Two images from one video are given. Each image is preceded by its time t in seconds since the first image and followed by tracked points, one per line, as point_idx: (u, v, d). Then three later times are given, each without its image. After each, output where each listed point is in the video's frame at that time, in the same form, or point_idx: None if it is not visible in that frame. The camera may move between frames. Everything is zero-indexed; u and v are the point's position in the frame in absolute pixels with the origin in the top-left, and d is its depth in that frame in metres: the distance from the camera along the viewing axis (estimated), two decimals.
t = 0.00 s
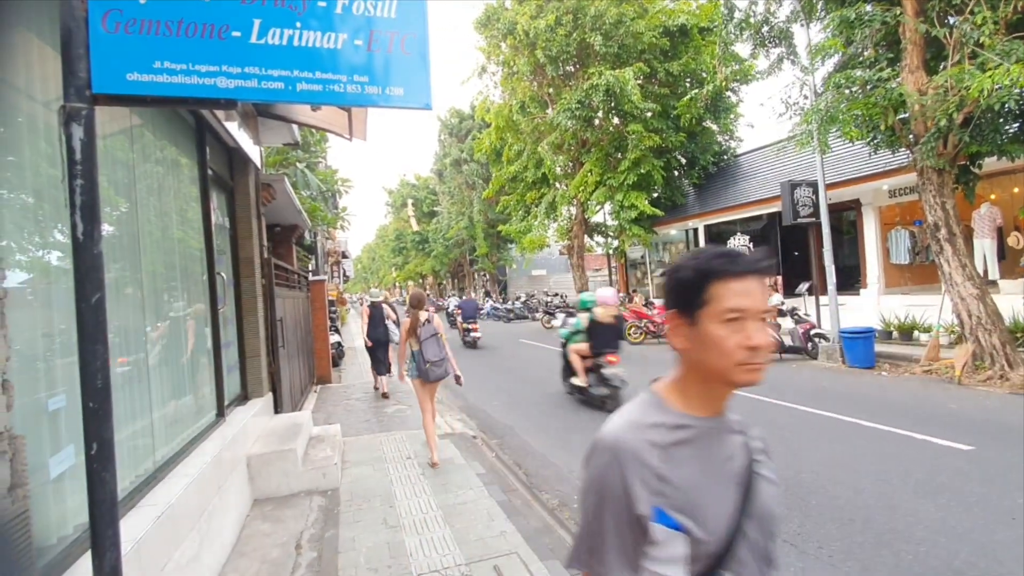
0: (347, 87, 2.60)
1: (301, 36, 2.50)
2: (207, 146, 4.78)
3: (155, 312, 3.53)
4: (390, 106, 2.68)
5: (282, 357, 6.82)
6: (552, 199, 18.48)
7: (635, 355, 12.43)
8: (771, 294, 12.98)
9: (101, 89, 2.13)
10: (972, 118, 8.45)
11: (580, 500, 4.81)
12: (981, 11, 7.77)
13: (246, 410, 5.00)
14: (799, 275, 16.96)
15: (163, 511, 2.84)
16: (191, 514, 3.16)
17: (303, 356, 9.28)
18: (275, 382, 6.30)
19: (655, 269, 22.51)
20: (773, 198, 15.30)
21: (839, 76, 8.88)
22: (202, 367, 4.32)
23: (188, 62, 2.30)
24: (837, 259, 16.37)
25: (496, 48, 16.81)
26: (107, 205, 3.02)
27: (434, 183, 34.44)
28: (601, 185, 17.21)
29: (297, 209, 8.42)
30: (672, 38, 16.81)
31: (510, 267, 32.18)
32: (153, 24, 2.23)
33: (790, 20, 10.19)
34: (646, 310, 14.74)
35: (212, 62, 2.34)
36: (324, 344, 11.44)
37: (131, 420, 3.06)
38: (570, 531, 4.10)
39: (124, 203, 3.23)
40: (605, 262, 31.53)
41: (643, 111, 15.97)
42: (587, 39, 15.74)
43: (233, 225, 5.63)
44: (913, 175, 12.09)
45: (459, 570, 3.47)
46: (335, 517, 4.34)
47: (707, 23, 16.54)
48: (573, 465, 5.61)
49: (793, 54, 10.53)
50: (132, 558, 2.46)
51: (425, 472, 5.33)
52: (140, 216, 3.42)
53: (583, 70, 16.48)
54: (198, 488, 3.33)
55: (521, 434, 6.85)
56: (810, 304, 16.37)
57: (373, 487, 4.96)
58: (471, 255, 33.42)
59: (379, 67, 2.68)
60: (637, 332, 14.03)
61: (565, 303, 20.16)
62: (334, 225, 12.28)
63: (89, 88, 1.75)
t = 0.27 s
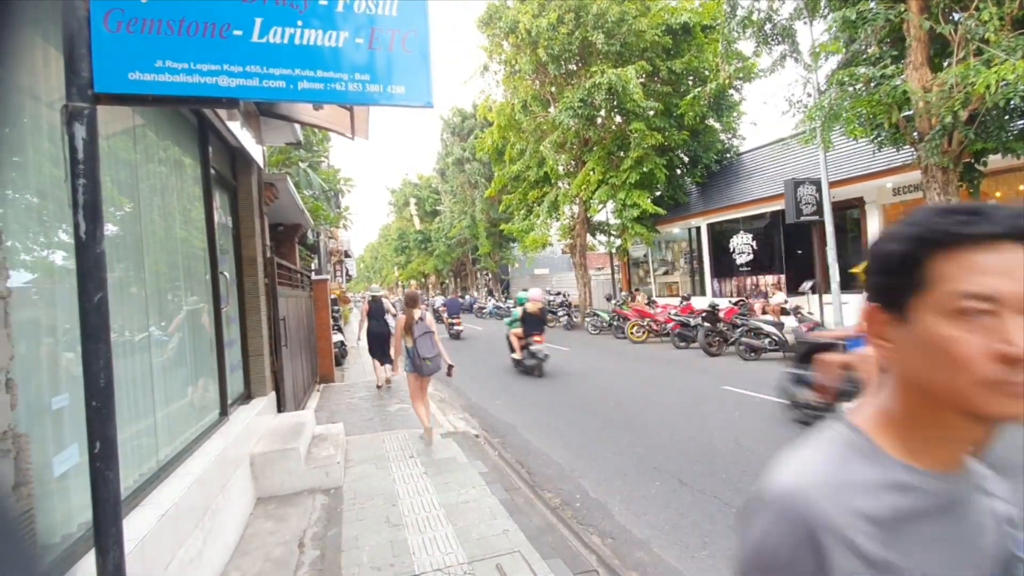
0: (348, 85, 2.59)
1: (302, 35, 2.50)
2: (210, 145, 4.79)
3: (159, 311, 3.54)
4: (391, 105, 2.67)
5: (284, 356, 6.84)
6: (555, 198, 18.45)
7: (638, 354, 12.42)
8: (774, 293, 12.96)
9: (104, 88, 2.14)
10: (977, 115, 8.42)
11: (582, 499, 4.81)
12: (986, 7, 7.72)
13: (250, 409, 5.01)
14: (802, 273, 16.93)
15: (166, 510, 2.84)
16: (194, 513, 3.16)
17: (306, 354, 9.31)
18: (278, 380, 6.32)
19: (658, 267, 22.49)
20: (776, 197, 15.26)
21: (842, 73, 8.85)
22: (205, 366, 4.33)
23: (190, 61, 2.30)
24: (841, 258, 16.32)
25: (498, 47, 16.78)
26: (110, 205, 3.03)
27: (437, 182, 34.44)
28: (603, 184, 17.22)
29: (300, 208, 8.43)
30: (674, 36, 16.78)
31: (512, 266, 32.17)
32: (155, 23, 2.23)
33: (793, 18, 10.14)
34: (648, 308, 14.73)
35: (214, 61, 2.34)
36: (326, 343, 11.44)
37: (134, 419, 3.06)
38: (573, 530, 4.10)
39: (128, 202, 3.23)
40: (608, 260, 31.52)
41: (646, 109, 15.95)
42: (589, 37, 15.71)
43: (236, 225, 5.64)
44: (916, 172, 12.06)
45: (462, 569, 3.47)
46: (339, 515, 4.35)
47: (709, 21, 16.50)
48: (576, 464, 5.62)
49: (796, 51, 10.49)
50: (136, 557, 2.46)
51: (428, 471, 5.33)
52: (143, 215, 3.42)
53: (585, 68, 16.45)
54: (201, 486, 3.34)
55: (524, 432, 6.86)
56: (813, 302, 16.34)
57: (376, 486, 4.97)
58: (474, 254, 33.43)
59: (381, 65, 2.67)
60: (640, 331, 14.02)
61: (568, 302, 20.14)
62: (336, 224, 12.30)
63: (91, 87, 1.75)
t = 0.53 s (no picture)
0: (348, 85, 2.56)
1: (302, 35, 2.49)
2: (210, 145, 4.78)
3: (159, 312, 3.54)
4: (391, 105, 2.64)
5: (285, 356, 6.84)
6: (555, 197, 18.42)
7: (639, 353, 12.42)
8: (774, 291, 12.95)
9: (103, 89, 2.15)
10: (979, 113, 8.41)
11: (583, 498, 4.81)
12: (987, 4, 7.70)
13: (250, 409, 5.01)
14: (803, 272, 16.92)
15: (167, 510, 2.84)
16: (195, 513, 3.17)
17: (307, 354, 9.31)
18: (279, 380, 6.32)
19: (659, 266, 22.48)
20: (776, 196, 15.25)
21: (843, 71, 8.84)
22: (206, 366, 4.33)
23: (190, 61, 2.30)
24: (841, 256, 16.31)
25: (498, 46, 16.76)
26: (110, 205, 3.03)
27: (437, 181, 34.41)
28: (604, 183, 17.21)
29: (300, 208, 8.43)
30: (675, 35, 16.76)
31: (513, 265, 32.15)
32: (154, 23, 2.24)
33: (794, 16, 10.13)
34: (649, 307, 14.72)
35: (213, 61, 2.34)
36: (327, 343, 11.45)
37: (135, 419, 3.07)
38: (574, 529, 4.10)
39: (128, 203, 3.23)
40: (608, 260, 31.51)
41: (646, 108, 15.93)
42: (589, 36, 15.71)
43: (236, 225, 5.64)
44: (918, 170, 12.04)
45: (463, 569, 3.47)
46: (339, 515, 4.35)
47: (710, 20, 16.47)
48: (577, 463, 5.62)
49: (797, 50, 10.48)
50: (137, 557, 2.46)
51: (429, 471, 5.33)
52: (144, 216, 3.42)
53: (585, 67, 16.45)
54: (202, 486, 3.34)
55: (524, 432, 6.85)
56: (814, 301, 16.33)
57: (376, 486, 4.96)
58: (474, 254, 33.42)
59: (381, 65, 2.64)
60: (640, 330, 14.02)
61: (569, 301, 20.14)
62: (337, 224, 12.29)
63: (91, 88, 1.75)
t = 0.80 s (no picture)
0: (349, 85, 2.56)
1: (302, 34, 2.49)
2: (210, 145, 4.78)
3: (160, 311, 3.55)
4: (391, 104, 2.63)
5: (286, 356, 6.83)
6: (555, 197, 18.38)
7: (639, 352, 12.40)
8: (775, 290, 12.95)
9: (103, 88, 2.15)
10: (980, 112, 8.40)
11: (584, 497, 4.82)
12: (988, 3, 7.69)
13: (251, 409, 5.02)
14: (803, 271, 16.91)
15: (168, 509, 2.85)
16: (196, 512, 3.17)
17: (307, 354, 9.31)
18: (279, 380, 6.31)
19: (659, 265, 22.46)
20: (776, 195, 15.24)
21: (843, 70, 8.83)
22: (207, 366, 4.33)
23: (190, 61, 2.30)
24: (842, 255, 16.29)
25: (498, 46, 16.75)
26: (110, 205, 3.03)
27: (437, 181, 34.41)
28: (604, 182, 17.20)
29: (300, 208, 8.42)
30: (675, 34, 16.76)
31: (513, 265, 32.16)
32: (154, 23, 2.25)
33: (794, 15, 10.12)
34: (649, 306, 14.71)
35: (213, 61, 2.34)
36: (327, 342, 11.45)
37: (137, 419, 3.08)
38: (575, 528, 4.10)
39: (129, 203, 3.24)
40: (609, 259, 31.51)
41: (646, 107, 15.93)
42: (588, 35, 15.71)
43: (236, 224, 5.64)
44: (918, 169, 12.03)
45: (464, 568, 3.47)
46: (340, 514, 4.35)
47: (710, 19, 16.46)
48: (577, 462, 5.62)
49: (797, 48, 10.47)
50: (139, 556, 2.47)
51: (429, 470, 5.33)
52: (145, 215, 3.43)
53: (585, 66, 16.45)
54: (203, 486, 3.34)
55: (525, 432, 6.85)
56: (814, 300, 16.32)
57: (377, 485, 4.97)
58: (474, 253, 33.40)
59: (382, 65, 2.64)
60: (641, 329, 14.03)
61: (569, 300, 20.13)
62: (337, 223, 12.28)
63: (91, 88, 1.75)
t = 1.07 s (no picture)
0: (349, 86, 2.56)
1: (302, 36, 2.49)
2: (211, 145, 4.79)
3: (161, 312, 3.55)
4: (392, 106, 2.63)
5: (286, 356, 6.84)
6: (555, 197, 18.35)
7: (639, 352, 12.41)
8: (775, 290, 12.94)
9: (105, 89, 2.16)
10: (980, 111, 8.40)
11: (584, 497, 4.83)
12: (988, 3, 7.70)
13: (252, 409, 5.03)
14: (803, 271, 16.92)
15: (169, 509, 2.85)
16: (198, 513, 3.17)
17: (308, 354, 9.32)
18: (280, 380, 6.32)
19: (659, 265, 22.46)
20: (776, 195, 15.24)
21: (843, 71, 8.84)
22: (208, 367, 4.33)
23: (191, 62, 2.31)
24: (842, 255, 16.30)
25: (498, 46, 16.77)
26: (111, 206, 3.03)
27: (437, 181, 34.41)
28: (604, 182, 17.19)
29: (300, 208, 8.43)
30: (674, 34, 16.76)
31: (513, 265, 32.16)
32: (155, 25, 2.25)
33: (793, 15, 10.12)
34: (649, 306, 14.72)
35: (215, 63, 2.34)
36: (328, 343, 11.45)
37: (139, 420, 3.09)
38: (576, 528, 4.11)
39: (130, 204, 3.25)
40: (609, 259, 31.52)
41: (645, 107, 15.94)
42: (588, 35, 15.72)
43: (237, 225, 5.64)
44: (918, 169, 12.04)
45: (464, 568, 3.48)
46: (341, 515, 4.36)
47: (710, 19, 16.47)
48: (577, 462, 5.63)
49: (796, 48, 10.48)
50: (141, 556, 2.48)
51: (430, 470, 5.34)
52: (146, 217, 3.44)
53: (584, 67, 16.47)
54: (204, 486, 3.34)
55: (525, 432, 6.85)
56: (814, 300, 16.32)
57: (378, 485, 4.97)
58: (474, 253, 33.41)
59: (383, 66, 2.64)
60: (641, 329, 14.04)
61: (569, 300, 20.14)
62: (337, 224, 12.28)
63: (93, 89, 1.76)
